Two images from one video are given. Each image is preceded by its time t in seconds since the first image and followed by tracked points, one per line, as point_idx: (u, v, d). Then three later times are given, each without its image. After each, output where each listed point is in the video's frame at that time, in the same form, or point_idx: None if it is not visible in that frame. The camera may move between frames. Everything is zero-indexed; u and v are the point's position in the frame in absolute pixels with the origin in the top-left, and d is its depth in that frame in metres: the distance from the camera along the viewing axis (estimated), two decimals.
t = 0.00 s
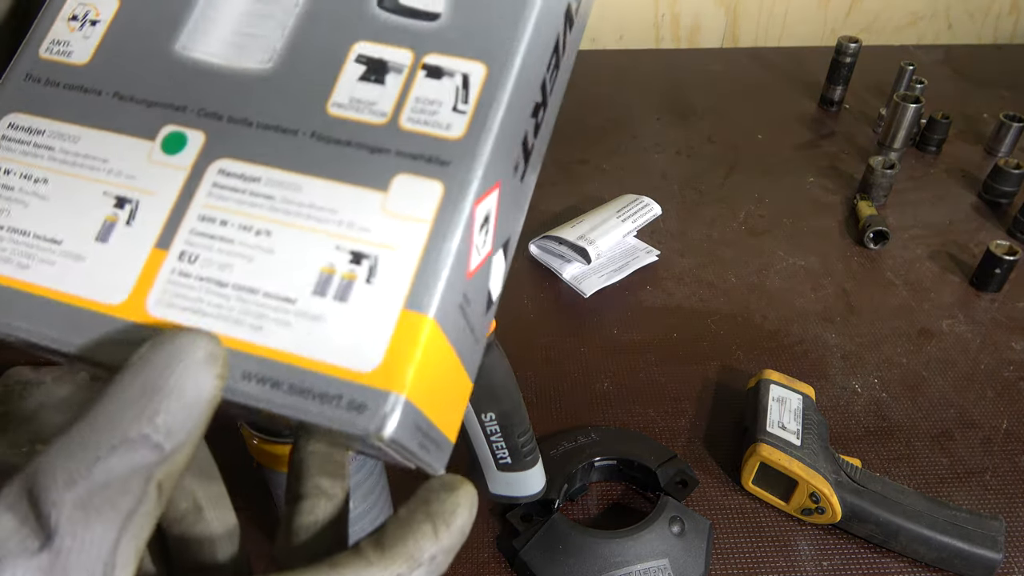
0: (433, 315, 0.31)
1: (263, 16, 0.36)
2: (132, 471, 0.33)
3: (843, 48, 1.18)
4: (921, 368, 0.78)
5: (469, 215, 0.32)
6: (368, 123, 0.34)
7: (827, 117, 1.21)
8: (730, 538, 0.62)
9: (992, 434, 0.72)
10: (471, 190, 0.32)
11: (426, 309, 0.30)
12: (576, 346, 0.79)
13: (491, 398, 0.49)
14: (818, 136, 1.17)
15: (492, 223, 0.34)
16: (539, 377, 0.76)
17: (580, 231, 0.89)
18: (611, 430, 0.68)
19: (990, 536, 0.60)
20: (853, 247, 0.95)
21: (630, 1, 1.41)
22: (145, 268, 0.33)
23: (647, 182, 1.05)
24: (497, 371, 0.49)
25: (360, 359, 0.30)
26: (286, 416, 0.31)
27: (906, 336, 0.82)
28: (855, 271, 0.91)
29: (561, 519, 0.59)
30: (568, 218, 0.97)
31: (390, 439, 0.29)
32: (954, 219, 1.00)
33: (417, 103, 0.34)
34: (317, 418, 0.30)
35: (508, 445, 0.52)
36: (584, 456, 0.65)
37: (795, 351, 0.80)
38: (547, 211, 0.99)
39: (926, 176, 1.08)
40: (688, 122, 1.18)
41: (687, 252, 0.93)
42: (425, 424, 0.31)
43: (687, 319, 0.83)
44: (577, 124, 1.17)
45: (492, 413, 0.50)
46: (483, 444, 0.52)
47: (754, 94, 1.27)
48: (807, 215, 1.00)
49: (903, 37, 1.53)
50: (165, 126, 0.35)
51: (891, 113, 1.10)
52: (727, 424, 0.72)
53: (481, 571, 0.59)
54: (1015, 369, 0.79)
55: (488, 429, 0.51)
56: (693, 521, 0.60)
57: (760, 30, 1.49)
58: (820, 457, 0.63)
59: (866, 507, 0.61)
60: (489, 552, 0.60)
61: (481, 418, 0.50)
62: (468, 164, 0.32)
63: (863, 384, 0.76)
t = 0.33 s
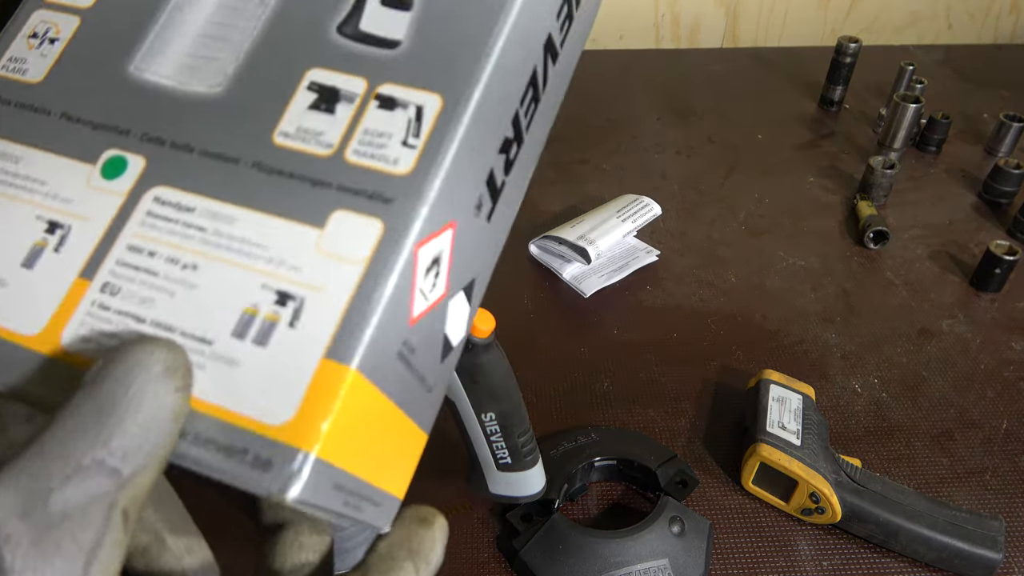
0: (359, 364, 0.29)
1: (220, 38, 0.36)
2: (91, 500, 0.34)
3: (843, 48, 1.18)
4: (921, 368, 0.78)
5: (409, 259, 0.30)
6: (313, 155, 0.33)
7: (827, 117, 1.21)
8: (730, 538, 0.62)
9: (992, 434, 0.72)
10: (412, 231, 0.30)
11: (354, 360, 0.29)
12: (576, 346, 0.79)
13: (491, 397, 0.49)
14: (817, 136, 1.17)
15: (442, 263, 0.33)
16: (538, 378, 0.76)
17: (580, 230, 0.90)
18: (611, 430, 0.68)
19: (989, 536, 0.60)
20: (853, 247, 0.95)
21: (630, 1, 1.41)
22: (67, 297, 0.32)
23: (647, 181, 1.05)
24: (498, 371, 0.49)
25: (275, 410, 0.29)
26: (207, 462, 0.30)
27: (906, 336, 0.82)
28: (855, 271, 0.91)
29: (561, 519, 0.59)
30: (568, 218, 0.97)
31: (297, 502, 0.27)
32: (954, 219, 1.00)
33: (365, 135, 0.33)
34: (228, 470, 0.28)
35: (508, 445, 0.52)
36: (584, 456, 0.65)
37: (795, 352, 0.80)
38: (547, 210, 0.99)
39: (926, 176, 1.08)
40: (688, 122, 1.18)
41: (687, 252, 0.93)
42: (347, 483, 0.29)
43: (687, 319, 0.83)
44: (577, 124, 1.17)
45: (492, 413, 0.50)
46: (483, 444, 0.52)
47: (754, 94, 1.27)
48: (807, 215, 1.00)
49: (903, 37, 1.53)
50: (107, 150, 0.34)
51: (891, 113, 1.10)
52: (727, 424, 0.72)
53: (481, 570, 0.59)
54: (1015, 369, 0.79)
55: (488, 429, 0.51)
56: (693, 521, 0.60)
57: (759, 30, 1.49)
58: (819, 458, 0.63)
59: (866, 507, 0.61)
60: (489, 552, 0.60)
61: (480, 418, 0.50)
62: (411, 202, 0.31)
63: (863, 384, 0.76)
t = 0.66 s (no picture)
0: (29, 158, 0.17)
1: None
2: None
3: (843, 48, 1.17)
4: (921, 368, 0.78)
5: None
6: None
7: (827, 117, 1.21)
8: (730, 537, 0.62)
9: (992, 434, 0.72)
10: None
11: None
12: (576, 346, 0.79)
13: (491, 397, 0.49)
14: (817, 136, 1.17)
15: (280, 68, 0.22)
16: (538, 377, 0.76)
17: (580, 231, 0.90)
18: (611, 430, 0.68)
19: (990, 536, 0.60)
20: (853, 247, 0.95)
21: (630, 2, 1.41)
22: None
23: (647, 182, 1.05)
24: (498, 371, 0.49)
25: None
26: None
27: (906, 336, 0.82)
28: (855, 271, 0.91)
29: (561, 519, 0.59)
30: (568, 218, 0.97)
31: None
32: (953, 219, 1.00)
33: None
34: None
35: (508, 445, 0.52)
36: (584, 456, 0.65)
37: (795, 352, 0.80)
38: (547, 211, 0.99)
39: (926, 176, 1.08)
40: (688, 122, 1.18)
41: (687, 252, 0.93)
42: (36, 340, 0.19)
43: (687, 319, 0.83)
44: (577, 124, 1.17)
45: (492, 413, 0.50)
46: (483, 445, 0.52)
47: (754, 94, 1.27)
48: (807, 214, 1.00)
49: (903, 37, 1.53)
50: None
51: (891, 113, 1.10)
52: (727, 424, 0.72)
53: (481, 570, 0.59)
54: (1015, 369, 0.79)
55: (488, 429, 0.51)
56: (693, 521, 0.60)
57: (759, 30, 1.49)
58: (819, 457, 0.63)
59: (866, 507, 0.61)
60: (489, 552, 0.60)
61: (480, 418, 0.50)
62: None
63: (863, 384, 0.76)
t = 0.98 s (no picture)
0: None
1: None
2: None
3: (843, 48, 1.18)
4: (921, 368, 0.78)
5: None
6: None
7: (827, 117, 1.21)
8: (730, 537, 0.62)
9: (992, 434, 0.72)
10: None
11: None
12: (576, 346, 0.79)
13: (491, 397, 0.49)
14: (817, 136, 1.17)
15: None
16: (538, 377, 0.76)
17: (580, 231, 0.90)
18: (612, 431, 0.68)
19: (989, 536, 0.60)
20: (853, 247, 0.95)
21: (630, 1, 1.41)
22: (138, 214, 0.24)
23: (647, 181, 1.05)
24: (498, 371, 0.49)
25: None
26: None
27: (906, 336, 0.82)
28: (855, 271, 0.91)
29: (561, 519, 0.59)
30: (568, 218, 0.97)
31: None
32: (953, 219, 1.00)
33: None
34: None
35: (507, 445, 0.52)
36: (584, 456, 0.65)
37: (795, 352, 0.80)
38: (547, 210, 0.99)
39: (926, 176, 1.08)
40: (688, 122, 1.18)
41: (687, 252, 0.93)
42: None
43: (687, 320, 0.83)
44: (578, 124, 1.17)
45: (493, 413, 0.50)
46: (483, 444, 0.52)
47: (754, 94, 1.27)
48: (807, 214, 1.00)
49: (904, 37, 1.52)
50: None
51: (891, 113, 1.10)
52: (728, 425, 0.72)
53: (481, 570, 0.59)
54: (1015, 369, 0.79)
55: (488, 429, 0.51)
56: (693, 521, 0.60)
57: (760, 30, 1.49)
58: (820, 457, 0.63)
59: (866, 507, 0.61)
60: (489, 553, 0.60)
61: (480, 417, 0.50)
62: None
63: (863, 384, 0.76)
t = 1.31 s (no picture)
0: None
1: None
2: None
3: (843, 48, 1.18)
4: (921, 368, 0.78)
5: None
6: None
7: (827, 117, 1.21)
8: (730, 537, 0.62)
9: (992, 434, 0.72)
10: None
11: None
12: (576, 346, 0.79)
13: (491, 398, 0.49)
14: (817, 136, 1.17)
15: None
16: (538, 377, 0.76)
17: (579, 231, 0.90)
18: (612, 430, 0.68)
19: (989, 536, 0.60)
20: (853, 247, 0.95)
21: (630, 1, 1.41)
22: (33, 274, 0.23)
23: (647, 181, 1.05)
24: (499, 371, 0.49)
25: None
26: None
27: (906, 336, 0.82)
28: (855, 271, 0.91)
29: (561, 519, 0.59)
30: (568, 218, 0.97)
31: None
32: (953, 219, 1.00)
33: None
34: None
35: (507, 445, 0.52)
36: (584, 456, 0.65)
37: (796, 352, 0.80)
38: (547, 210, 0.99)
39: (926, 176, 1.08)
40: (688, 122, 1.18)
41: (687, 252, 0.93)
42: None
43: (687, 320, 0.83)
44: (578, 124, 1.17)
45: (493, 412, 0.50)
46: (483, 444, 0.52)
47: (754, 94, 1.27)
48: (807, 214, 1.00)
49: (904, 37, 1.53)
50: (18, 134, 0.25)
51: (891, 113, 1.10)
52: (727, 424, 0.72)
53: (480, 570, 0.59)
54: (1015, 369, 0.79)
55: (488, 429, 0.51)
56: (693, 521, 0.60)
57: (760, 30, 1.49)
58: (819, 457, 0.63)
59: (866, 507, 0.61)
60: (489, 552, 0.60)
61: (480, 417, 0.50)
62: None
63: (863, 384, 0.76)
